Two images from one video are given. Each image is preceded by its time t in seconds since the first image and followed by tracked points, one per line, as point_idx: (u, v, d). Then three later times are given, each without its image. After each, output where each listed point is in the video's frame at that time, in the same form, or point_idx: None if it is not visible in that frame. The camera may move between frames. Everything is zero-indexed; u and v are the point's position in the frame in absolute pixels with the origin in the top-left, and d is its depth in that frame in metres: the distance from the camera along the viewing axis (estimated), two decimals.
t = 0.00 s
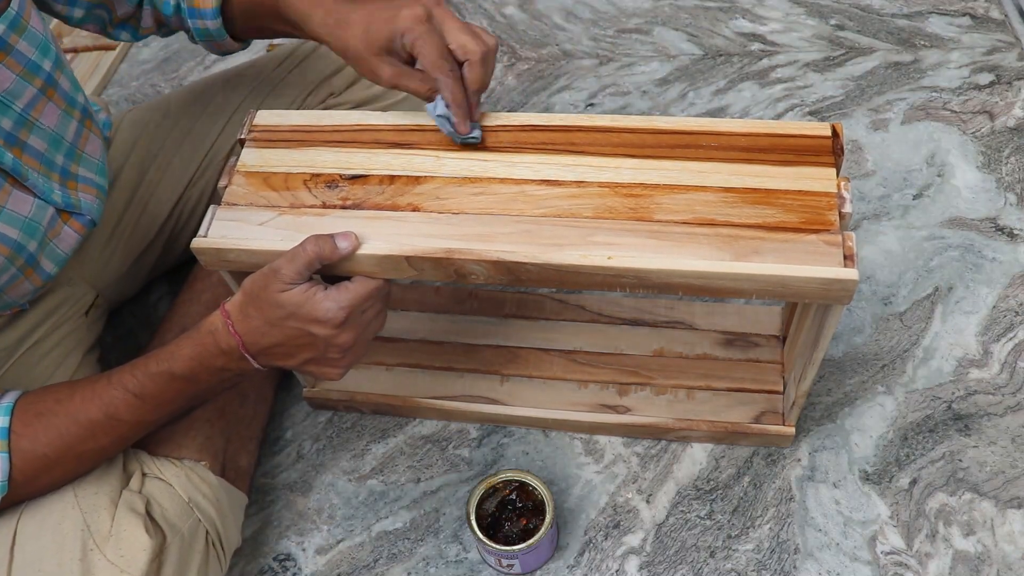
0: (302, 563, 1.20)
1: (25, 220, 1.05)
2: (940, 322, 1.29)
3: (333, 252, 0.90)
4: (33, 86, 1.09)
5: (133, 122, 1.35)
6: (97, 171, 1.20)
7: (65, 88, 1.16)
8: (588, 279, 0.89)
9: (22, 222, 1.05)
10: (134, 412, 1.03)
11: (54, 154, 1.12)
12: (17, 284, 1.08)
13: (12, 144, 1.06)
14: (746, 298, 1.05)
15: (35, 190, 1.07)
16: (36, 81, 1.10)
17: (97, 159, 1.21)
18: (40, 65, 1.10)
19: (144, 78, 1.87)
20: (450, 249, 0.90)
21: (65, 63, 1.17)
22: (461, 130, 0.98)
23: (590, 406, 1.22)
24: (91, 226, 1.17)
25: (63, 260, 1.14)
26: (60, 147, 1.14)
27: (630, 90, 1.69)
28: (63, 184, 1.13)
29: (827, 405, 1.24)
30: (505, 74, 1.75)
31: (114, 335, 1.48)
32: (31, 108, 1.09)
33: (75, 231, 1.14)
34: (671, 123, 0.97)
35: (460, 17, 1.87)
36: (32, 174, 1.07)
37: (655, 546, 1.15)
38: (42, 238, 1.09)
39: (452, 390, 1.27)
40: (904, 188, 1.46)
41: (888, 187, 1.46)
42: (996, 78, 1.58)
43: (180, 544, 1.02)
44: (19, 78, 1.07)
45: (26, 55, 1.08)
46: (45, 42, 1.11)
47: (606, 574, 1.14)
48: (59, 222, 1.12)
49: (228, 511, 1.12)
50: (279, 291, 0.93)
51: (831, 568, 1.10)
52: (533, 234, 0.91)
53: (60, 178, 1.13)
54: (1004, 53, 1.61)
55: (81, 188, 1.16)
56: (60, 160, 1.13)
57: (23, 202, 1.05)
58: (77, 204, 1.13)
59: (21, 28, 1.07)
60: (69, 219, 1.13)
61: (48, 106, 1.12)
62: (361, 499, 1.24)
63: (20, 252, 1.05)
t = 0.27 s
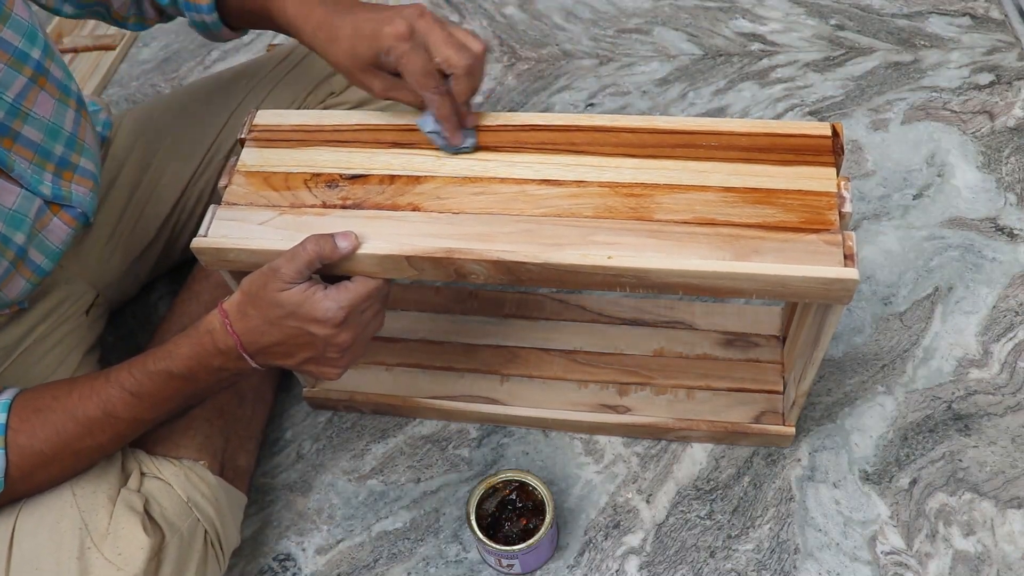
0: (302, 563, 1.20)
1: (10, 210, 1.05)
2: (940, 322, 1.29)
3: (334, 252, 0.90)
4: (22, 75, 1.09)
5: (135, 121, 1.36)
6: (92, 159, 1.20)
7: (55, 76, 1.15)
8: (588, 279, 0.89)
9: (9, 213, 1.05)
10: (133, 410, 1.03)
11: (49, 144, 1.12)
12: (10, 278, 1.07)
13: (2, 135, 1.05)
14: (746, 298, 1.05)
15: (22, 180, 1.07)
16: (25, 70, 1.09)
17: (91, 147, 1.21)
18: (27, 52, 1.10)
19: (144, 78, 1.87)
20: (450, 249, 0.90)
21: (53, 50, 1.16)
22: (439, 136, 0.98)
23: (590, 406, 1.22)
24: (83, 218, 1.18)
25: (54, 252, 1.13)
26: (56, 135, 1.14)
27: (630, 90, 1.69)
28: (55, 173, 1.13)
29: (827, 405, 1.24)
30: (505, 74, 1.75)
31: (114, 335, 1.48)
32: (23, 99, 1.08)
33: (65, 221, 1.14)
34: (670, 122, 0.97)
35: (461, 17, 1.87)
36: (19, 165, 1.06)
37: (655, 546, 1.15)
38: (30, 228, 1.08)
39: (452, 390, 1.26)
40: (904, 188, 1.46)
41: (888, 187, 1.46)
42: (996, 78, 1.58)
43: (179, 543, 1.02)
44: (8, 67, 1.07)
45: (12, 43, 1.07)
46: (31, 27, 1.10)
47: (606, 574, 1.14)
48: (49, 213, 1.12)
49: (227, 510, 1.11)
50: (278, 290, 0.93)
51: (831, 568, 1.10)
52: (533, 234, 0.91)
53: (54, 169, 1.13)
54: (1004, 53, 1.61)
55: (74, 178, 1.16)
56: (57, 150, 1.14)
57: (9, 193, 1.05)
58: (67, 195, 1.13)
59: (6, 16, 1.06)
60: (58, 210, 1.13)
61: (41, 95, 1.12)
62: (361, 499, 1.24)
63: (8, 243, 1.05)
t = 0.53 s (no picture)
0: (302, 563, 1.20)
1: (16, 222, 1.05)
2: (940, 322, 1.29)
3: (332, 253, 0.90)
4: (31, 86, 1.09)
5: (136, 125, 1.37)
6: (97, 171, 1.20)
7: (64, 89, 1.15)
8: (588, 279, 0.89)
9: (13, 224, 1.05)
10: (134, 414, 1.03)
11: (56, 156, 1.13)
12: (14, 290, 1.08)
13: (8, 145, 1.05)
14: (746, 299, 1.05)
15: (27, 193, 1.06)
16: (34, 82, 1.10)
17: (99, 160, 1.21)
18: (38, 65, 1.10)
19: (144, 78, 1.87)
20: (450, 250, 0.90)
21: (64, 61, 1.17)
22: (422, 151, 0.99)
23: (590, 406, 1.22)
24: (88, 230, 1.17)
25: (58, 263, 1.13)
26: (62, 147, 1.14)
27: (630, 90, 1.69)
28: (61, 186, 1.13)
29: (827, 405, 1.24)
30: (505, 74, 1.75)
31: (114, 335, 1.48)
32: (31, 110, 1.08)
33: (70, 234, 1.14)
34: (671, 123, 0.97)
35: (461, 17, 1.87)
36: (24, 177, 1.06)
37: (655, 546, 1.15)
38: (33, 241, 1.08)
39: (452, 390, 1.26)
40: (904, 188, 1.46)
41: (888, 187, 1.46)
42: (996, 78, 1.58)
43: (181, 547, 1.02)
44: (17, 79, 1.07)
45: (22, 55, 1.08)
46: (42, 40, 1.11)
47: (606, 574, 1.14)
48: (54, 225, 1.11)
49: (228, 514, 1.12)
50: (277, 292, 0.93)
51: (831, 568, 1.10)
52: (533, 235, 0.91)
53: (60, 180, 1.13)
54: (1004, 53, 1.61)
55: (79, 189, 1.16)
56: (62, 162, 1.13)
57: (14, 204, 1.05)
58: (72, 206, 1.13)
59: (17, 28, 1.07)
60: (64, 222, 1.13)
61: (49, 107, 1.12)
62: (361, 499, 1.24)
63: (12, 255, 1.05)
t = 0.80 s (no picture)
0: (303, 563, 1.20)
1: (4, 213, 1.04)
2: (940, 322, 1.29)
3: (332, 254, 0.90)
4: (16, 74, 1.09)
5: (133, 125, 1.37)
6: (86, 162, 1.20)
7: (49, 78, 1.15)
8: (588, 280, 0.89)
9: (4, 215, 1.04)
10: (132, 412, 1.03)
11: (46, 146, 1.12)
12: (4, 282, 1.07)
13: None
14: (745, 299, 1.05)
15: (16, 184, 1.06)
16: (19, 70, 1.09)
17: (88, 151, 1.21)
18: (22, 52, 1.10)
19: (144, 78, 1.87)
20: (449, 250, 0.90)
21: (47, 51, 1.16)
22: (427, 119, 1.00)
23: (589, 406, 1.22)
24: (79, 221, 1.17)
25: (50, 256, 1.13)
26: (52, 136, 1.14)
27: (630, 90, 1.69)
28: (53, 177, 1.13)
29: (827, 405, 1.24)
30: (505, 74, 1.75)
31: (114, 335, 1.48)
32: (17, 98, 1.08)
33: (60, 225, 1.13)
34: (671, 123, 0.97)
35: (461, 17, 1.87)
36: (13, 168, 1.06)
37: (655, 546, 1.15)
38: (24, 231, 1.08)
39: (452, 390, 1.27)
40: (904, 188, 1.46)
41: (888, 187, 1.46)
42: (996, 78, 1.58)
43: (180, 545, 1.03)
44: (3, 67, 1.07)
45: (6, 42, 1.08)
46: (23, 27, 1.11)
47: (606, 574, 1.14)
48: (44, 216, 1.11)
49: (227, 512, 1.12)
50: (276, 292, 0.93)
51: (831, 568, 1.10)
52: (533, 235, 0.91)
53: (51, 171, 1.13)
54: (1004, 53, 1.61)
55: (70, 181, 1.16)
56: (52, 152, 1.13)
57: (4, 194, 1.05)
58: (62, 197, 1.13)
59: None
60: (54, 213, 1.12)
61: (36, 96, 1.12)
62: (361, 499, 1.24)
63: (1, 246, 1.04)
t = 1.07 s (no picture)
0: (302, 563, 1.20)
1: (7, 215, 1.04)
2: (940, 322, 1.29)
3: (332, 253, 0.90)
4: (17, 77, 1.09)
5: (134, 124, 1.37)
6: (87, 165, 1.20)
7: (51, 81, 1.15)
8: (588, 280, 0.89)
9: (5, 217, 1.04)
10: (132, 412, 1.03)
11: (47, 149, 1.12)
12: (7, 284, 1.07)
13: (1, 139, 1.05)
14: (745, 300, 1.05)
15: (20, 186, 1.06)
16: (20, 73, 1.09)
17: (89, 155, 1.21)
18: (23, 55, 1.10)
19: (144, 78, 1.87)
20: (449, 250, 0.90)
21: (47, 54, 1.16)
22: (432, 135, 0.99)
23: (589, 406, 1.22)
24: (80, 224, 1.17)
25: (51, 257, 1.12)
26: (52, 139, 1.14)
27: (630, 90, 1.69)
28: (54, 180, 1.13)
29: (827, 405, 1.24)
30: (505, 74, 1.75)
31: (114, 334, 1.48)
32: (19, 101, 1.08)
33: (60, 227, 1.13)
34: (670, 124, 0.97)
35: (461, 17, 1.87)
36: (17, 171, 1.06)
37: (655, 546, 1.15)
38: (26, 233, 1.07)
39: (452, 390, 1.27)
40: (904, 188, 1.46)
41: (888, 187, 1.46)
42: (996, 78, 1.58)
43: (180, 543, 1.03)
44: (3, 70, 1.07)
45: (7, 45, 1.08)
46: (22, 30, 1.11)
47: (606, 574, 1.14)
48: (44, 218, 1.11)
49: (228, 510, 1.12)
50: (276, 291, 0.93)
51: (831, 568, 1.10)
52: (533, 235, 0.91)
53: (53, 174, 1.13)
54: (1004, 53, 1.61)
55: (72, 184, 1.16)
56: (53, 154, 1.13)
57: (6, 196, 1.05)
58: (65, 199, 1.13)
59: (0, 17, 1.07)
60: (55, 215, 1.12)
61: (37, 99, 1.12)
62: (361, 499, 1.24)
63: (6, 248, 1.04)
